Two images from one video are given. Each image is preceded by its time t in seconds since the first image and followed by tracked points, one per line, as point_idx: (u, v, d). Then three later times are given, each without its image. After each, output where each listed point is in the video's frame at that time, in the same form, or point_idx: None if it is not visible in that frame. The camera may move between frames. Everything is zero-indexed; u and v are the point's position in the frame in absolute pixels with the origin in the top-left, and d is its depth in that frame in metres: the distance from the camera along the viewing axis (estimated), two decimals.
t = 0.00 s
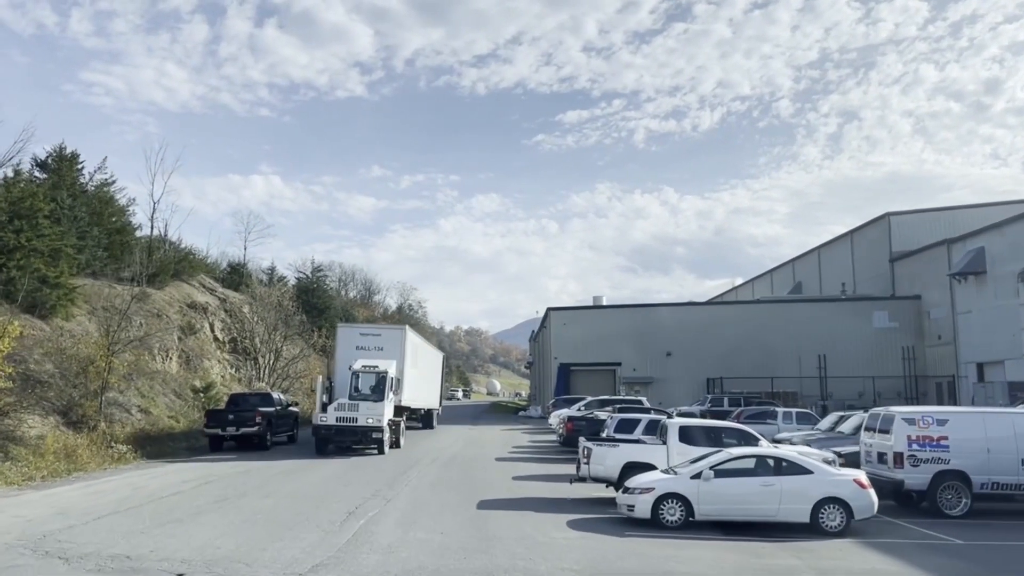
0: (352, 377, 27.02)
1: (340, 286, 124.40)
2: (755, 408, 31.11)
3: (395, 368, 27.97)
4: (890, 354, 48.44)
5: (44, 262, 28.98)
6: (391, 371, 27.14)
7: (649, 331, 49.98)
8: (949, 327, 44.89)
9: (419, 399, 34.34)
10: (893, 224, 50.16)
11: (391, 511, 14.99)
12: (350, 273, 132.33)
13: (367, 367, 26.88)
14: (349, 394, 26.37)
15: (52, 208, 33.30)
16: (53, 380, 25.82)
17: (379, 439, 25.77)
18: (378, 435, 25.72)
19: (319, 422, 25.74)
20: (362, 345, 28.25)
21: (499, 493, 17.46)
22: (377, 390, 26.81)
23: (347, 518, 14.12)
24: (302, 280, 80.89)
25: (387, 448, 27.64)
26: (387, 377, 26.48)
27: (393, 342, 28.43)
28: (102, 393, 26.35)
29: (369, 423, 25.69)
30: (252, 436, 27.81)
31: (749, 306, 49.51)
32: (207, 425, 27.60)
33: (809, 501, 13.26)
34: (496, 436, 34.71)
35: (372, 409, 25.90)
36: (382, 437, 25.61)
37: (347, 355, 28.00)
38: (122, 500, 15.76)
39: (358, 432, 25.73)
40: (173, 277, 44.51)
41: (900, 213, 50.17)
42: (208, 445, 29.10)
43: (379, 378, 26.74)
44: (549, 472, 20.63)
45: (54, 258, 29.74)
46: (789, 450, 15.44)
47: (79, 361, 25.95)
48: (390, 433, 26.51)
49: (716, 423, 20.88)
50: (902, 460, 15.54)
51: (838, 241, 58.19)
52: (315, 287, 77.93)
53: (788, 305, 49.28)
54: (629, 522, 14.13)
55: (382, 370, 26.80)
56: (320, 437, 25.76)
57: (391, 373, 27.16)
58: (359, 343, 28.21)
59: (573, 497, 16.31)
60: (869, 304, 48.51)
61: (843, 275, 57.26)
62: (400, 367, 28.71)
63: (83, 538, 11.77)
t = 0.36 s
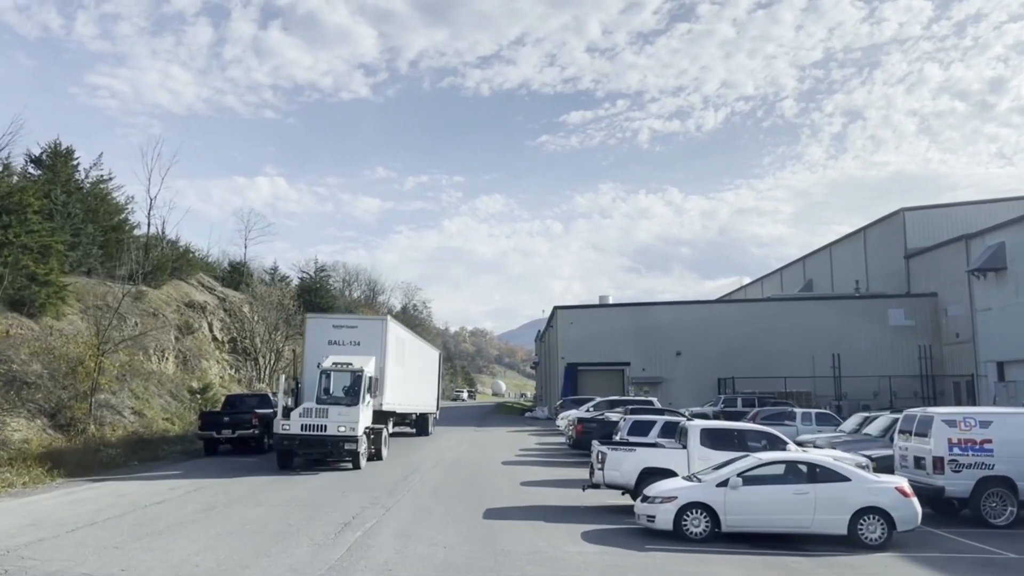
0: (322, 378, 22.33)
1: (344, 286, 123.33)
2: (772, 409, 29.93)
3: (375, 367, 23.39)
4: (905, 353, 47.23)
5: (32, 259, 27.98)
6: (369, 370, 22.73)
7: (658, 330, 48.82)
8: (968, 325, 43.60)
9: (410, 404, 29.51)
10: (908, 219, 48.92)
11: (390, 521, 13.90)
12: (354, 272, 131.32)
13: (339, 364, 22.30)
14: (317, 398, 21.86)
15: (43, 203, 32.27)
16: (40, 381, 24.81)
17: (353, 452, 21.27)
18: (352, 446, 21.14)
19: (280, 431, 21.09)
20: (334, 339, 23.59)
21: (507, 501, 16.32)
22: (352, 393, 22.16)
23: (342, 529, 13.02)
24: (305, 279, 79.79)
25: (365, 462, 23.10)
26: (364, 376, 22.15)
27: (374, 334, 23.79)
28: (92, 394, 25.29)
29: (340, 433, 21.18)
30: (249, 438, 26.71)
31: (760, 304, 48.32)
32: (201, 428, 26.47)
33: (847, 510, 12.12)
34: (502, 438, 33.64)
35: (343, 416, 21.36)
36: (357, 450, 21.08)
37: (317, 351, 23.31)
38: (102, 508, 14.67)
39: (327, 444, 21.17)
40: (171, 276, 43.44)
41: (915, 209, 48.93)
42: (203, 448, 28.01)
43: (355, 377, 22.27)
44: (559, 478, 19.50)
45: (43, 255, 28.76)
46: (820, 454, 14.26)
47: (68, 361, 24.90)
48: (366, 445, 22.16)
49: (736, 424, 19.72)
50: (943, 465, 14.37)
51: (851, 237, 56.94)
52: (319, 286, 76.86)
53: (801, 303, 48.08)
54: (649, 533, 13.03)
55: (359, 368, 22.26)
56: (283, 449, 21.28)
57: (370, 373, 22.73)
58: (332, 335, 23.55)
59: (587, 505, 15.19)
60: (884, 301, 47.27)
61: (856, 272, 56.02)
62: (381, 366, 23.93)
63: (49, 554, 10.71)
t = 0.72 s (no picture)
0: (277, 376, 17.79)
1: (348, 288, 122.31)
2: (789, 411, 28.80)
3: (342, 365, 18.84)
4: (921, 352, 46.05)
5: (20, 256, 26.98)
6: (335, 369, 18.16)
7: (667, 329, 47.68)
8: (986, 324, 42.39)
9: (398, 408, 25.33)
10: (922, 216, 47.74)
11: (387, 534, 12.81)
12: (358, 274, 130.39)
13: (298, 362, 17.81)
14: (268, 403, 17.38)
15: (32, 199, 31.29)
16: (25, 384, 23.78)
17: (314, 472, 16.89)
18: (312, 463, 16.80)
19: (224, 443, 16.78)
20: (296, 330, 19.48)
21: (513, 511, 15.20)
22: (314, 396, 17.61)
23: (334, 543, 11.95)
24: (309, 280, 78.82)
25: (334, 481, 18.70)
26: (325, 377, 17.63)
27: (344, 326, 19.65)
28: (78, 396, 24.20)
29: (297, 447, 16.81)
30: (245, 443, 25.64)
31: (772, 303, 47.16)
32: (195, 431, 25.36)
33: (888, 522, 10.99)
34: (508, 441, 32.57)
35: (300, 426, 16.95)
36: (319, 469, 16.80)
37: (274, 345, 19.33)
38: (79, 519, 13.65)
39: (281, 460, 16.82)
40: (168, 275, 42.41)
41: (930, 206, 47.77)
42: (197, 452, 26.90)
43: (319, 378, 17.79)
44: (569, 485, 18.42)
45: (32, 252, 27.73)
46: (852, 460, 13.14)
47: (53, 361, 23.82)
48: (333, 460, 17.79)
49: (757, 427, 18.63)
50: (986, 472, 13.23)
51: (863, 236, 55.78)
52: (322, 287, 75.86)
53: (813, 302, 46.91)
54: (669, 546, 11.94)
55: (323, 367, 17.79)
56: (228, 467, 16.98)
57: (336, 372, 18.16)
58: (293, 326, 19.47)
59: (601, 515, 14.11)
60: (899, 300, 46.07)
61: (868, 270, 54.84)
62: (352, 363, 19.75)
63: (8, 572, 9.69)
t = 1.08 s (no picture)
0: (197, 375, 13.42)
1: (353, 287, 121.42)
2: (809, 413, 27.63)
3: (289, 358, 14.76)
4: (941, 352, 44.73)
5: (7, 252, 25.91)
6: (277, 364, 13.94)
7: (677, 329, 46.42)
8: (1009, 323, 40.99)
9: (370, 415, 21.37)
10: (941, 213, 46.44)
11: (386, 550, 11.60)
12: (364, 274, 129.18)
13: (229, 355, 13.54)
14: (186, 409, 12.99)
15: (23, 194, 30.25)
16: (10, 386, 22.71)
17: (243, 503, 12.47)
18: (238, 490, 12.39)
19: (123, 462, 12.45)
20: (234, 315, 15.77)
21: (524, 523, 14.00)
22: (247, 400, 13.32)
23: (327, 561, 10.75)
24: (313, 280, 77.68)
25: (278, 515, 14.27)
26: (265, 375, 13.40)
27: (296, 309, 15.95)
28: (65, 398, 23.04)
29: (221, 470, 12.43)
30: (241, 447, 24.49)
31: (786, 301, 45.88)
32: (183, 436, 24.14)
33: (947, 538, 9.78)
34: (517, 445, 31.41)
35: (228, 440, 12.59)
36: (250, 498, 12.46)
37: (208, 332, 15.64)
38: (48, 534, 12.49)
39: (199, 488, 12.38)
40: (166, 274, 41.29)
41: (949, 202, 46.45)
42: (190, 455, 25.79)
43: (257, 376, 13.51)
44: (583, 493, 17.26)
45: (20, 248, 26.68)
46: (898, 468, 11.93)
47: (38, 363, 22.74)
48: (274, 488, 13.48)
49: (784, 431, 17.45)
50: None
51: (878, 233, 54.45)
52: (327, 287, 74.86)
53: (829, 300, 45.60)
54: (697, 566, 10.72)
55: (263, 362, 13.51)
56: (127, 496, 12.55)
57: (278, 368, 13.94)
58: (229, 311, 15.77)
59: (620, 530, 12.92)
60: (917, 298, 44.73)
61: (884, 268, 53.52)
62: (304, 358, 15.91)
63: None
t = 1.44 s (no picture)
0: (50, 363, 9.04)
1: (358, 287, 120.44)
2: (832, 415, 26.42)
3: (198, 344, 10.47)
4: (962, 352, 43.34)
5: None
6: (168, 354, 9.54)
7: (690, 329, 45.15)
8: None
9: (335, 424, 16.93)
10: (961, 209, 45.11)
11: (385, 567, 10.45)
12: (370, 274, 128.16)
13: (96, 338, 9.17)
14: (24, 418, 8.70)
15: (13, 187, 29.18)
16: None
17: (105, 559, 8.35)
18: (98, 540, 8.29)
19: None
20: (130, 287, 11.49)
21: (536, 535, 12.78)
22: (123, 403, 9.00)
23: None
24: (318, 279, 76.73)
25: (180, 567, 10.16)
26: (150, 369, 9.09)
27: (217, 278, 11.58)
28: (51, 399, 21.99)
29: (73, 509, 8.36)
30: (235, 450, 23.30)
31: (802, 299, 44.59)
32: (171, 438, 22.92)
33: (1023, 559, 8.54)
34: (526, 448, 30.28)
35: (84, 465, 8.45)
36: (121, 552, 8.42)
37: (92, 306, 11.32)
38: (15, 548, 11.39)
39: (39, 538, 8.28)
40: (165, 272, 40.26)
41: (969, 197, 45.13)
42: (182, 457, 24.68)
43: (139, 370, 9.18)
44: (598, 501, 16.07)
45: (7, 243, 25.60)
46: (953, 476, 10.69)
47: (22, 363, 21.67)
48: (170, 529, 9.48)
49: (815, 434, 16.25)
50: None
51: (895, 230, 53.07)
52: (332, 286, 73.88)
53: (846, 299, 44.26)
54: None
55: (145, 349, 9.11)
56: None
57: (169, 359, 9.54)
58: (124, 280, 11.49)
59: (644, 544, 11.72)
60: (938, 297, 43.37)
61: (901, 266, 52.14)
62: (221, 345, 11.39)
63: None
